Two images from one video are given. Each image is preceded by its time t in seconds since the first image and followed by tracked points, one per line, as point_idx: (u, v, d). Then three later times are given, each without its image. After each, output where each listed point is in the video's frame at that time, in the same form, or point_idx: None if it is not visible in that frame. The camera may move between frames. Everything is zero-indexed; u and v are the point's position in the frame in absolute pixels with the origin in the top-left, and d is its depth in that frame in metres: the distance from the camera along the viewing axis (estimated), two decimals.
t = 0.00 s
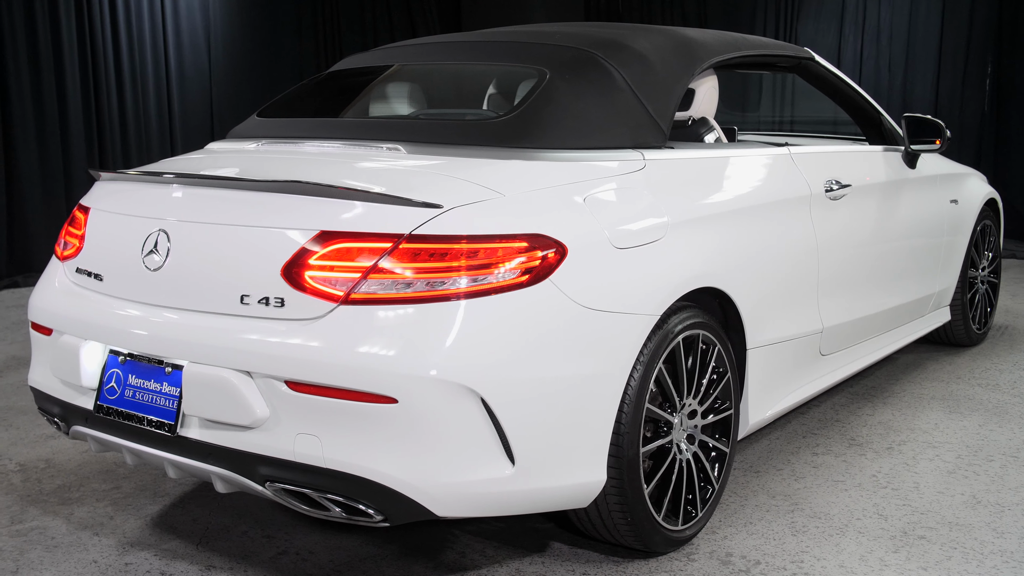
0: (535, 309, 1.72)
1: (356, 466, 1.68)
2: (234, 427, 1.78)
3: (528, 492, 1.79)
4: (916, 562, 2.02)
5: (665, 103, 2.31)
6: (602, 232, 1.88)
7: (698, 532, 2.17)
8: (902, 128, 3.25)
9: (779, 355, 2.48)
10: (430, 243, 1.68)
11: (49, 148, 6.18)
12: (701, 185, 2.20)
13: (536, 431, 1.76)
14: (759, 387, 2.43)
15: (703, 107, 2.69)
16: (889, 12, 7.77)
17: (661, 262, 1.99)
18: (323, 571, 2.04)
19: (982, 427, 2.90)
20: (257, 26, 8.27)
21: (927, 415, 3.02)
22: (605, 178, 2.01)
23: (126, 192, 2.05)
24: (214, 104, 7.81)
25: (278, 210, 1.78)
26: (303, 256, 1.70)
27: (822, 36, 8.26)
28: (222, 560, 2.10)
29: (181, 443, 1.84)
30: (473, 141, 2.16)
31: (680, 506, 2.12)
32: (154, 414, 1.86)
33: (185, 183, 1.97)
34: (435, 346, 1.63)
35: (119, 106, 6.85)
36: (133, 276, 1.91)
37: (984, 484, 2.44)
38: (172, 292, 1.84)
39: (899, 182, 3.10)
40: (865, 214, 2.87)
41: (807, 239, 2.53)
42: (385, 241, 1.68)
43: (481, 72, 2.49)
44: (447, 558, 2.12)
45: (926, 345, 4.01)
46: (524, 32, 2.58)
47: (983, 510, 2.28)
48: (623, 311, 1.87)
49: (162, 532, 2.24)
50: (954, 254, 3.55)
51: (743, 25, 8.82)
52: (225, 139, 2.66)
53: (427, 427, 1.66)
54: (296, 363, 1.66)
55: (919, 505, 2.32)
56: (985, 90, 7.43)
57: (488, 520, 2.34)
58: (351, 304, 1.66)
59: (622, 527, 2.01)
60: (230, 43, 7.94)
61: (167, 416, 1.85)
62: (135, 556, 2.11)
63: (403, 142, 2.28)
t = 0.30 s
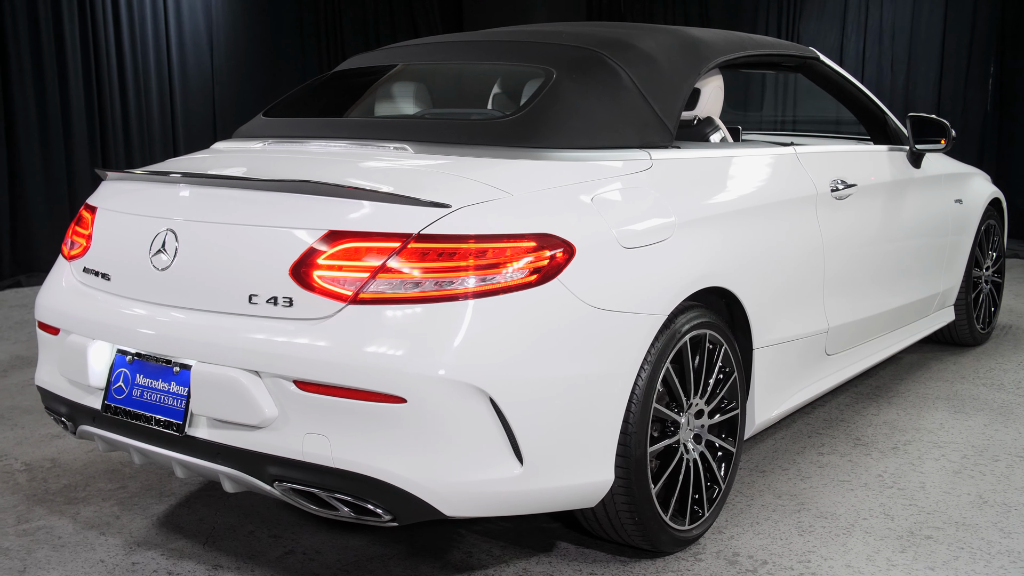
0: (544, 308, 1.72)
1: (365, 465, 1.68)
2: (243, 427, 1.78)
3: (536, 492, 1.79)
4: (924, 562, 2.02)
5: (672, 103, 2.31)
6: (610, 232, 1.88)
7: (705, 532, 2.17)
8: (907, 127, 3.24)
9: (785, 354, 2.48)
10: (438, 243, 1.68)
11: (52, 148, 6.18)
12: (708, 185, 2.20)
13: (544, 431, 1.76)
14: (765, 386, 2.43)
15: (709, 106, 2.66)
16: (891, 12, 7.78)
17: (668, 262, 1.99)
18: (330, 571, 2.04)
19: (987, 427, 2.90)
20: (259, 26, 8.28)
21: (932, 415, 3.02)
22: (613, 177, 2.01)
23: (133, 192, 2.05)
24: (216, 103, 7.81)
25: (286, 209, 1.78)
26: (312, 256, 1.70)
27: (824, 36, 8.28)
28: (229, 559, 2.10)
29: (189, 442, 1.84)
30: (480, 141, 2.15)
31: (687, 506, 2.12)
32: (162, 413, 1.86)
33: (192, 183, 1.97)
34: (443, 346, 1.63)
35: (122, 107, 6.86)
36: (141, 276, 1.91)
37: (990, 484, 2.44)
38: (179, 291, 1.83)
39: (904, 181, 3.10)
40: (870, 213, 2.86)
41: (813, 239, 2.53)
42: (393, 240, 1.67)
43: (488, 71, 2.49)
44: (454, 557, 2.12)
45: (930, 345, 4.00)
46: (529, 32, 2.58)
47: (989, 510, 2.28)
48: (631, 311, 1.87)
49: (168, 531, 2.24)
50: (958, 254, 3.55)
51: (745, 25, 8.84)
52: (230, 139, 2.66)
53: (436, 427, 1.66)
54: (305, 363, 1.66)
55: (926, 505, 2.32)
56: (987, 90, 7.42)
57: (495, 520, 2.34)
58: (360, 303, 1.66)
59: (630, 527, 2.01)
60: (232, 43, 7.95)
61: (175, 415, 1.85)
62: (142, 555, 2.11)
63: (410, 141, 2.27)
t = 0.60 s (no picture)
0: (552, 308, 1.72)
1: (374, 465, 1.68)
2: (251, 426, 1.78)
3: (544, 492, 1.79)
4: (931, 562, 2.02)
5: (678, 102, 2.31)
6: (618, 232, 1.88)
7: (711, 532, 2.17)
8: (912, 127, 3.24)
9: (792, 354, 2.48)
10: (446, 242, 1.67)
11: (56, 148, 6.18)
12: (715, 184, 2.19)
13: (553, 430, 1.76)
14: (772, 386, 2.43)
15: (714, 106, 2.70)
16: (894, 11, 7.77)
17: (675, 262, 1.98)
18: (337, 570, 2.05)
19: (993, 426, 2.90)
20: (262, 25, 8.29)
21: (937, 415, 3.02)
22: (620, 177, 2.01)
23: (141, 191, 2.05)
24: (220, 102, 7.82)
25: (294, 209, 1.78)
26: (320, 255, 1.70)
27: (827, 37, 8.22)
28: (236, 559, 2.10)
29: (197, 442, 1.84)
30: (487, 140, 2.15)
31: (695, 506, 2.12)
32: (170, 413, 1.86)
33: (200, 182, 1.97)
34: (451, 345, 1.63)
35: (125, 107, 6.86)
36: (148, 275, 1.91)
37: (997, 484, 2.44)
38: (187, 291, 1.83)
39: (909, 181, 3.10)
40: (876, 213, 2.86)
41: (819, 238, 2.52)
42: (402, 240, 1.67)
43: (495, 70, 2.49)
44: (461, 557, 2.12)
45: (934, 345, 4.00)
46: (536, 32, 2.57)
47: (996, 510, 2.28)
48: (639, 310, 1.87)
49: (175, 531, 2.24)
50: (963, 253, 3.55)
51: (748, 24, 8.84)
52: (237, 138, 2.66)
53: (444, 426, 1.66)
54: (314, 362, 1.66)
55: (932, 505, 2.32)
56: (990, 90, 7.44)
57: (501, 519, 2.34)
58: (368, 303, 1.66)
59: (637, 527, 2.01)
60: (235, 42, 7.95)
61: (183, 415, 1.85)
62: (149, 555, 2.11)
63: (417, 141, 2.27)
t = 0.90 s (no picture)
0: (561, 307, 1.72)
1: (382, 464, 1.68)
2: (259, 425, 1.78)
3: (552, 491, 1.79)
4: (938, 562, 2.02)
5: (685, 102, 2.31)
6: (626, 231, 1.88)
7: (718, 531, 2.17)
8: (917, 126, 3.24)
9: (798, 353, 2.48)
10: (455, 242, 1.67)
11: (59, 148, 6.18)
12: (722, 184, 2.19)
13: (561, 429, 1.75)
14: (778, 385, 2.43)
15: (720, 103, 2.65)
16: (897, 10, 7.77)
17: (683, 261, 1.98)
18: (345, 570, 2.05)
19: (998, 426, 2.90)
20: (265, 25, 8.29)
21: (942, 414, 3.02)
22: (628, 177, 2.01)
23: (148, 190, 2.05)
24: (222, 102, 7.82)
25: (302, 208, 1.78)
26: (329, 255, 1.70)
27: (829, 36, 8.28)
28: (243, 558, 2.10)
29: (205, 441, 1.84)
30: (495, 139, 2.15)
31: (702, 505, 2.12)
32: (178, 412, 1.86)
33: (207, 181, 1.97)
34: (460, 345, 1.63)
35: (128, 107, 6.85)
36: (156, 275, 1.91)
37: (1003, 483, 2.44)
38: (195, 291, 1.83)
39: (914, 180, 3.09)
40: (881, 212, 2.86)
41: (825, 237, 2.52)
42: (410, 239, 1.67)
43: (501, 69, 2.49)
44: (468, 556, 2.12)
45: (938, 344, 4.01)
46: (542, 31, 2.57)
47: (1003, 509, 2.28)
48: (646, 310, 1.87)
49: (182, 530, 2.24)
50: (968, 252, 3.55)
51: (751, 24, 8.84)
52: (244, 137, 2.66)
53: (453, 426, 1.66)
54: (323, 362, 1.66)
55: (938, 504, 2.32)
56: (993, 89, 7.43)
57: (508, 518, 2.34)
58: (377, 302, 1.66)
59: (644, 526, 2.01)
60: (238, 41, 7.96)
61: (191, 414, 1.85)
62: (156, 554, 2.11)
63: (424, 140, 2.27)
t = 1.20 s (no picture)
0: (570, 306, 1.72)
1: (392, 463, 1.68)
2: (268, 424, 1.78)
3: (560, 490, 1.79)
4: (945, 561, 2.02)
5: (691, 101, 2.31)
6: (634, 230, 1.88)
7: (725, 531, 2.17)
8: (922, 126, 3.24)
9: (804, 353, 2.48)
10: (464, 241, 1.67)
11: (61, 148, 6.18)
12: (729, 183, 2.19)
13: (569, 429, 1.75)
14: (785, 385, 2.43)
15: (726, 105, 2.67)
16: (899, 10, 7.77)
17: (690, 261, 1.98)
18: (352, 569, 2.05)
19: (1004, 425, 2.90)
20: (268, 23, 8.29)
21: (947, 414, 3.02)
22: (635, 176, 2.01)
23: (155, 189, 2.05)
24: (224, 100, 7.81)
25: (310, 207, 1.78)
26: (337, 254, 1.69)
27: (832, 34, 8.29)
28: (250, 557, 2.10)
29: (213, 440, 1.84)
30: (502, 138, 2.15)
31: (709, 504, 2.12)
32: (187, 411, 1.86)
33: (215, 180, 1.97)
34: (469, 344, 1.63)
35: (130, 106, 6.85)
36: (164, 274, 1.91)
37: (1009, 483, 2.44)
38: (203, 290, 1.83)
39: (919, 180, 3.10)
40: (886, 212, 2.86)
41: (831, 237, 2.52)
42: (420, 238, 1.67)
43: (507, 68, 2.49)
44: (476, 555, 2.12)
45: (942, 344, 4.01)
46: (548, 30, 2.57)
47: (1009, 509, 2.28)
48: (654, 309, 1.87)
49: (188, 529, 2.24)
50: (972, 252, 3.55)
51: (753, 23, 8.84)
52: (250, 136, 2.66)
53: (462, 424, 1.66)
54: (332, 360, 1.66)
55: (945, 504, 2.32)
56: (995, 88, 7.41)
57: (514, 518, 2.34)
58: (386, 301, 1.66)
59: (652, 525, 2.01)
60: (240, 40, 7.95)
61: (200, 413, 1.85)
62: (163, 553, 2.11)
63: (432, 139, 2.27)
